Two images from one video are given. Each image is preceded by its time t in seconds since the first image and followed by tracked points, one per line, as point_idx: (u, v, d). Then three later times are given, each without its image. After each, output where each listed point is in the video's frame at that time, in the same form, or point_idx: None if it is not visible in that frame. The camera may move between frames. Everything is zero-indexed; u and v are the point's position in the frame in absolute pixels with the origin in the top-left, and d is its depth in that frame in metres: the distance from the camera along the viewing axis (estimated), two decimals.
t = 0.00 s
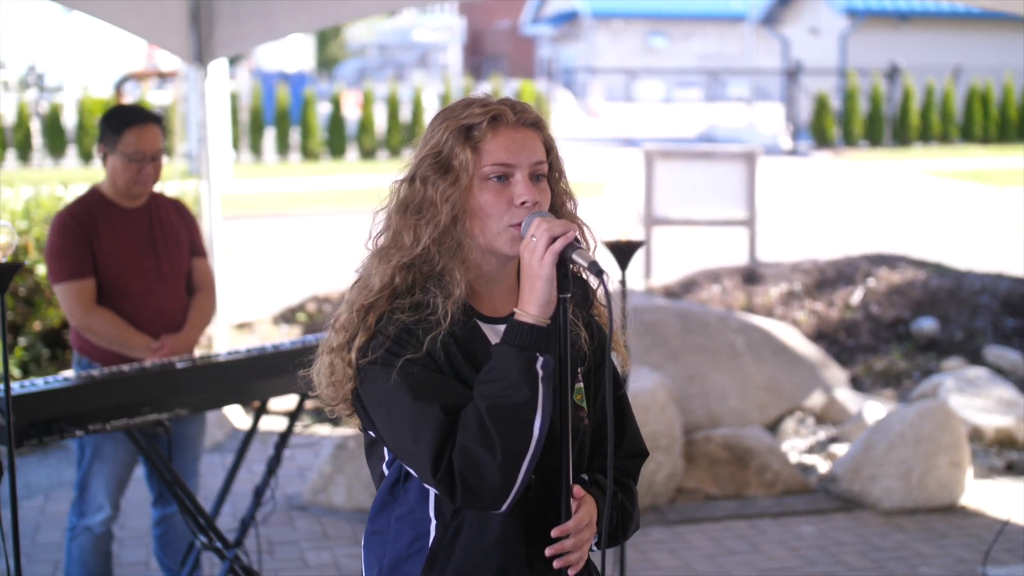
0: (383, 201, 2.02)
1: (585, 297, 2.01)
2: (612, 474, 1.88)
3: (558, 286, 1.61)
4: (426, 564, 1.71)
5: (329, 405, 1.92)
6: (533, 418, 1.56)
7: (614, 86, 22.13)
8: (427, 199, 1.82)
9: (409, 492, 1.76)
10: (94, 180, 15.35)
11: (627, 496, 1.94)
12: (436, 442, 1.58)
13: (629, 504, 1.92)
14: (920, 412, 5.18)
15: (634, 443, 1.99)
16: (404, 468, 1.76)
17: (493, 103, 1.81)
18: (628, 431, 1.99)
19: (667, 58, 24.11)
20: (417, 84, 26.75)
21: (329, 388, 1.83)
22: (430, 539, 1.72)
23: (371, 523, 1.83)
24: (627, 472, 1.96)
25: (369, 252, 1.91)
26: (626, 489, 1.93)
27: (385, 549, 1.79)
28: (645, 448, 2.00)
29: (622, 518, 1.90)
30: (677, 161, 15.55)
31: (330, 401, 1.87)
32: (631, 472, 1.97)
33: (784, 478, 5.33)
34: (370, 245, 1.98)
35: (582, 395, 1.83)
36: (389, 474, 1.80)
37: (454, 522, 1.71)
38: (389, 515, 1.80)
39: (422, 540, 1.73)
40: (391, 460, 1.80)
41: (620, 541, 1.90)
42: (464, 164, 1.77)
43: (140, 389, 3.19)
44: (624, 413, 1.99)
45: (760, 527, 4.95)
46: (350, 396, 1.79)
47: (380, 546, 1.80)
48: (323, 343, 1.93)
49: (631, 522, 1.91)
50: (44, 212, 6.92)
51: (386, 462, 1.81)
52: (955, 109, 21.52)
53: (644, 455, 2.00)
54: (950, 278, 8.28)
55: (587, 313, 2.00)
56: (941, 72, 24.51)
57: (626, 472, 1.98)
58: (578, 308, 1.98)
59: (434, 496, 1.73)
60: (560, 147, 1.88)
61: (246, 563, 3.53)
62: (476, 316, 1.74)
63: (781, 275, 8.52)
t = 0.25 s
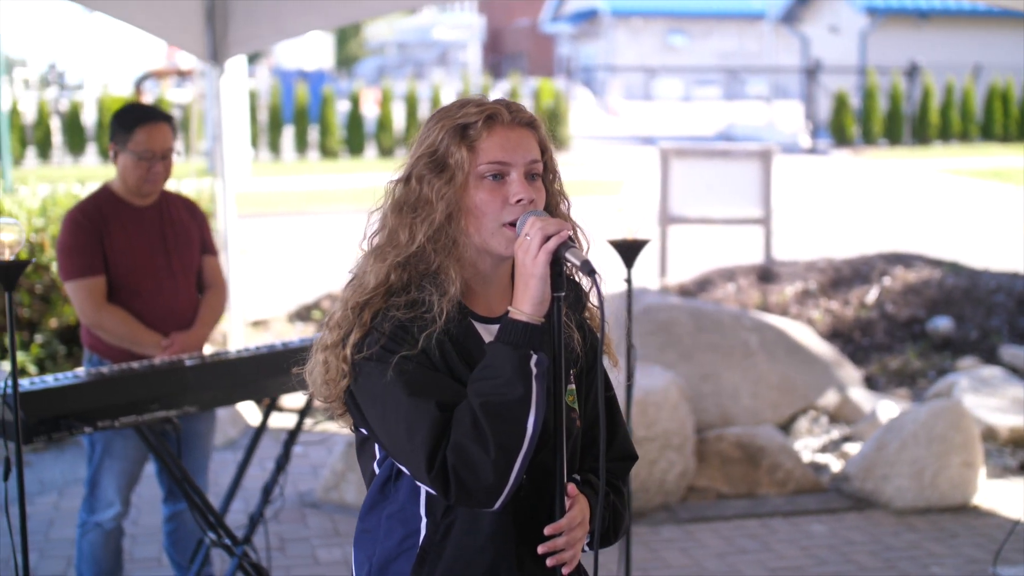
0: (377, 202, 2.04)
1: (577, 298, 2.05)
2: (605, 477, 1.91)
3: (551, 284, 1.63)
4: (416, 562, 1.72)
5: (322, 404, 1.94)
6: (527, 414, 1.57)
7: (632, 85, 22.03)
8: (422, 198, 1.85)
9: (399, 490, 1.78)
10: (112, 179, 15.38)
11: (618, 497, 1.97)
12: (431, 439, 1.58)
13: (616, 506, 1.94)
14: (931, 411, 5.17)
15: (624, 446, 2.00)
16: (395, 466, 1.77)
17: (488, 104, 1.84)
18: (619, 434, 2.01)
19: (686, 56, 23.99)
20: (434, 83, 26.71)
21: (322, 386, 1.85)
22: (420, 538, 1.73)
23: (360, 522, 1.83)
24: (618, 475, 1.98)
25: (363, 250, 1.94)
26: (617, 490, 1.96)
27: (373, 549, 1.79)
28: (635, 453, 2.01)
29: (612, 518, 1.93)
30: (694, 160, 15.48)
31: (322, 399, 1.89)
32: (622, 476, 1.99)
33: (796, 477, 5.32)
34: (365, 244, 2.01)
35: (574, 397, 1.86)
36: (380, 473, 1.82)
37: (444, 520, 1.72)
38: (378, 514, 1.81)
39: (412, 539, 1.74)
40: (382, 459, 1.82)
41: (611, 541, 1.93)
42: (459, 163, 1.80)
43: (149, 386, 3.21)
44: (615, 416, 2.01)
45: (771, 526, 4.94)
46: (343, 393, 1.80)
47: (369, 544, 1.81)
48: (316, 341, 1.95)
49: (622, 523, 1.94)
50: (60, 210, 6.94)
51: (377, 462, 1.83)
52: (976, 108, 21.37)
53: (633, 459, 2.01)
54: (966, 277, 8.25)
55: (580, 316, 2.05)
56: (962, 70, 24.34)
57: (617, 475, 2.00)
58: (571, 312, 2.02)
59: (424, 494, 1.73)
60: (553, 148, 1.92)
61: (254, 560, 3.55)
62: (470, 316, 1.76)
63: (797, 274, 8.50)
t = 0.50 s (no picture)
0: (377, 203, 2.06)
1: (577, 300, 2.07)
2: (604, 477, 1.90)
3: (548, 282, 1.64)
4: (413, 561, 1.74)
5: (323, 404, 1.95)
6: (524, 414, 1.57)
7: (651, 85, 21.93)
8: (422, 199, 1.87)
9: (397, 490, 1.79)
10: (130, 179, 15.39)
11: (617, 498, 1.97)
12: (428, 437, 1.59)
13: (616, 507, 1.94)
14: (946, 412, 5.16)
15: (624, 449, 2.01)
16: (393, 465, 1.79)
17: (487, 104, 1.86)
18: (618, 435, 2.02)
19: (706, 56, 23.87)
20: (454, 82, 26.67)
21: (322, 385, 1.86)
22: (418, 536, 1.75)
23: (359, 521, 1.86)
24: (617, 476, 1.98)
25: (364, 251, 1.95)
26: (615, 490, 1.96)
27: (372, 547, 1.81)
28: (635, 454, 2.02)
29: (610, 518, 1.93)
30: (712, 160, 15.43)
31: (324, 400, 1.90)
32: (621, 477, 2.00)
33: (809, 477, 5.30)
34: (366, 245, 2.02)
35: (573, 398, 1.88)
36: (378, 472, 1.83)
37: (441, 519, 1.74)
38: (376, 512, 1.83)
39: (409, 537, 1.76)
40: (380, 459, 1.83)
41: (609, 543, 1.94)
42: (458, 163, 1.81)
43: (159, 385, 3.22)
44: (614, 418, 2.02)
45: (783, 526, 4.93)
46: (343, 394, 1.82)
47: (367, 542, 1.83)
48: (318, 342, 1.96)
49: (620, 524, 1.94)
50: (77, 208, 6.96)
51: (375, 461, 1.84)
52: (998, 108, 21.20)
53: (634, 459, 2.02)
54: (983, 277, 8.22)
55: (580, 318, 2.07)
56: (985, 70, 24.15)
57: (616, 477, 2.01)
58: (570, 313, 2.04)
59: (422, 493, 1.75)
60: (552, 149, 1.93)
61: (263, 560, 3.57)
62: (470, 316, 1.76)
63: (813, 273, 8.48)
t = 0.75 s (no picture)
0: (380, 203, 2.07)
1: (580, 298, 2.07)
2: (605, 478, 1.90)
3: (545, 282, 1.64)
4: (413, 558, 1.75)
5: (326, 402, 1.96)
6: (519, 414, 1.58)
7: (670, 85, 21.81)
8: (422, 199, 1.88)
9: (398, 488, 1.80)
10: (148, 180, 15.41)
11: (620, 497, 1.97)
12: (424, 436, 1.59)
13: (619, 506, 1.94)
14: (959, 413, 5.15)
15: (632, 450, 2.02)
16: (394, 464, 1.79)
17: (486, 105, 1.87)
18: (623, 435, 2.02)
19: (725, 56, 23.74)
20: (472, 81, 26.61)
21: (324, 384, 1.87)
22: (418, 534, 1.76)
23: (361, 517, 1.86)
24: (621, 476, 1.99)
25: (366, 251, 1.96)
26: (616, 490, 1.96)
27: (374, 544, 1.82)
28: (641, 455, 2.03)
29: (612, 518, 1.93)
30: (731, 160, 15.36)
31: (326, 399, 1.91)
32: (625, 476, 2.00)
33: (822, 478, 5.29)
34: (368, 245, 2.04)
35: (576, 397, 1.88)
36: (379, 470, 1.84)
37: (441, 518, 1.74)
38: (378, 509, 1.84)
39: (409, 536, 1.77)
40: (382, 457, 1.84)
41: (610, 543, 1.93)
42: (456, 164, 1.82)
43: (167, 384, 3.22)
44: (619, 417, 2.03)
45: (796, 527, 4.93)
46: (344, 393, 1.83)
47: (369, 539, 1.83)
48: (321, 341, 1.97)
49: (622, 524, 1.93)
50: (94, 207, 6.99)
51: (377, 458, 1.85)
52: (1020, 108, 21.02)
53: (640, 460, 2.03)
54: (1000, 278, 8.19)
55: (584, 318, 2.07)
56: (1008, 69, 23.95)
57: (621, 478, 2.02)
58: (574, 312, 2.04)
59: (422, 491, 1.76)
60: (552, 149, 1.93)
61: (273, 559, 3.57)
62: (470, 315, 1.76)
63: (829, 274, 8.46)
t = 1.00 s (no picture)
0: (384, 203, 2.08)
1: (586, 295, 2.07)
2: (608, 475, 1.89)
3: (541, 281, 1.63)
4: (417, 555, 1.76)
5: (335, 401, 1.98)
6: (512, 413, 1.58)
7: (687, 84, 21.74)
8: (421, 201, 1.89)
9: (404, 485, 1.81)
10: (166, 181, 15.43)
11: (626, 494, 1.96)
12: (419, 436, 1.60)
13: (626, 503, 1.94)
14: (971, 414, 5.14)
15: (643, 446, 2.02)
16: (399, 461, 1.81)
17: (485, 105, 1.87)
18: (634, 432, 2.02)
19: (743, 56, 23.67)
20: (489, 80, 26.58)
21: (332, 384, 1.90)
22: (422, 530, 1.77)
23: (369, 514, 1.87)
24: (629, 472, 1.99)
25: (370, 252, 1.98)
26: (622, 488, 1.96)
27: (380, 540, 1.83)
28: (653, 451, 2.03)
29: (618, 517, 1.91)
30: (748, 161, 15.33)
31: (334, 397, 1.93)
32: (635, 473, 2.00)
33: (834, 479, 5.29)
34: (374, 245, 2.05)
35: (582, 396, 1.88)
36: (386, 466, 1.85)
37: (444, 516, 1.75)
38: (385, 507, 1.85)
39: (415, 532, 1.78)
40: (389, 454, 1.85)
41: (614, 542, 1.92)
42: (453, 166, 1.83)
43: (174, 382, 3.23)
44: (631, 414, 2.02)
45: (807, 528, 4.92)
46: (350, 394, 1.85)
47: (376, 536, 1.85)
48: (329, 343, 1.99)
49: (628, 523, 1.92)
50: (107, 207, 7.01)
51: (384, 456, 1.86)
52: None
53: (652, 457, 2.03)
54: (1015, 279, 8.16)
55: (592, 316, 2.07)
56: None
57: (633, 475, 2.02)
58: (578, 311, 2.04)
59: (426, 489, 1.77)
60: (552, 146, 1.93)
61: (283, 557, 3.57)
62: (469, 313, 1.77)
63: (843, 274, 8.44)
